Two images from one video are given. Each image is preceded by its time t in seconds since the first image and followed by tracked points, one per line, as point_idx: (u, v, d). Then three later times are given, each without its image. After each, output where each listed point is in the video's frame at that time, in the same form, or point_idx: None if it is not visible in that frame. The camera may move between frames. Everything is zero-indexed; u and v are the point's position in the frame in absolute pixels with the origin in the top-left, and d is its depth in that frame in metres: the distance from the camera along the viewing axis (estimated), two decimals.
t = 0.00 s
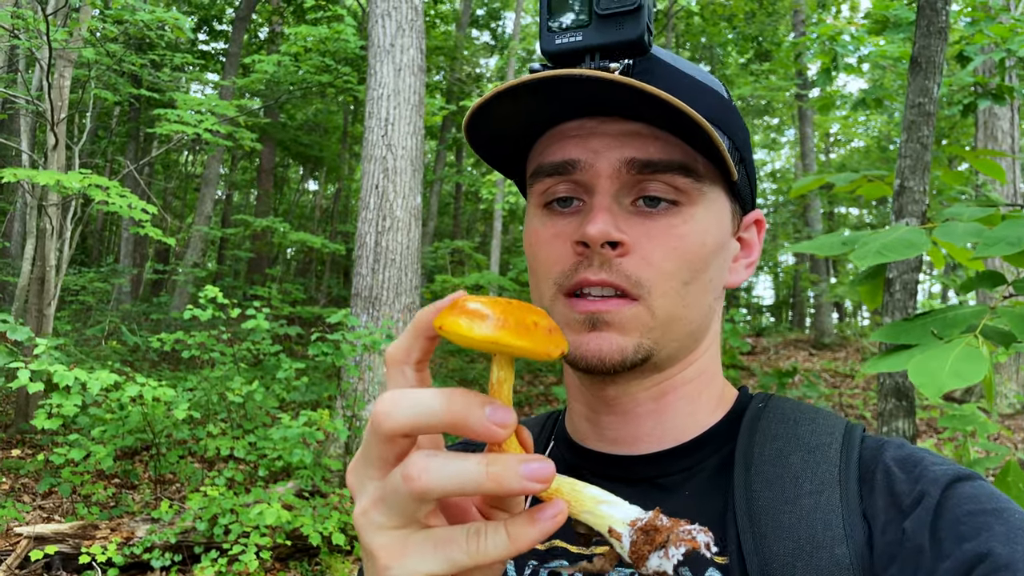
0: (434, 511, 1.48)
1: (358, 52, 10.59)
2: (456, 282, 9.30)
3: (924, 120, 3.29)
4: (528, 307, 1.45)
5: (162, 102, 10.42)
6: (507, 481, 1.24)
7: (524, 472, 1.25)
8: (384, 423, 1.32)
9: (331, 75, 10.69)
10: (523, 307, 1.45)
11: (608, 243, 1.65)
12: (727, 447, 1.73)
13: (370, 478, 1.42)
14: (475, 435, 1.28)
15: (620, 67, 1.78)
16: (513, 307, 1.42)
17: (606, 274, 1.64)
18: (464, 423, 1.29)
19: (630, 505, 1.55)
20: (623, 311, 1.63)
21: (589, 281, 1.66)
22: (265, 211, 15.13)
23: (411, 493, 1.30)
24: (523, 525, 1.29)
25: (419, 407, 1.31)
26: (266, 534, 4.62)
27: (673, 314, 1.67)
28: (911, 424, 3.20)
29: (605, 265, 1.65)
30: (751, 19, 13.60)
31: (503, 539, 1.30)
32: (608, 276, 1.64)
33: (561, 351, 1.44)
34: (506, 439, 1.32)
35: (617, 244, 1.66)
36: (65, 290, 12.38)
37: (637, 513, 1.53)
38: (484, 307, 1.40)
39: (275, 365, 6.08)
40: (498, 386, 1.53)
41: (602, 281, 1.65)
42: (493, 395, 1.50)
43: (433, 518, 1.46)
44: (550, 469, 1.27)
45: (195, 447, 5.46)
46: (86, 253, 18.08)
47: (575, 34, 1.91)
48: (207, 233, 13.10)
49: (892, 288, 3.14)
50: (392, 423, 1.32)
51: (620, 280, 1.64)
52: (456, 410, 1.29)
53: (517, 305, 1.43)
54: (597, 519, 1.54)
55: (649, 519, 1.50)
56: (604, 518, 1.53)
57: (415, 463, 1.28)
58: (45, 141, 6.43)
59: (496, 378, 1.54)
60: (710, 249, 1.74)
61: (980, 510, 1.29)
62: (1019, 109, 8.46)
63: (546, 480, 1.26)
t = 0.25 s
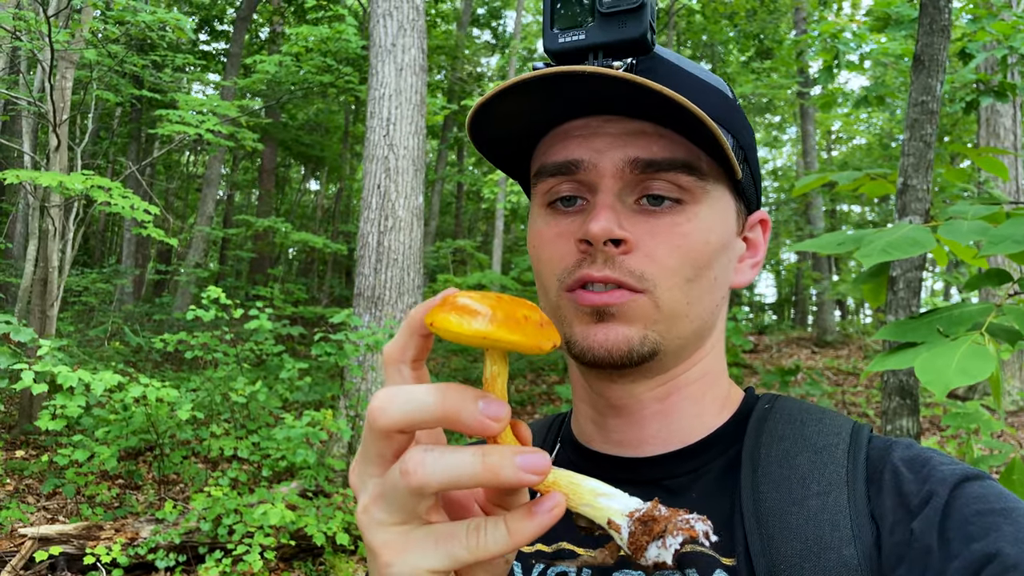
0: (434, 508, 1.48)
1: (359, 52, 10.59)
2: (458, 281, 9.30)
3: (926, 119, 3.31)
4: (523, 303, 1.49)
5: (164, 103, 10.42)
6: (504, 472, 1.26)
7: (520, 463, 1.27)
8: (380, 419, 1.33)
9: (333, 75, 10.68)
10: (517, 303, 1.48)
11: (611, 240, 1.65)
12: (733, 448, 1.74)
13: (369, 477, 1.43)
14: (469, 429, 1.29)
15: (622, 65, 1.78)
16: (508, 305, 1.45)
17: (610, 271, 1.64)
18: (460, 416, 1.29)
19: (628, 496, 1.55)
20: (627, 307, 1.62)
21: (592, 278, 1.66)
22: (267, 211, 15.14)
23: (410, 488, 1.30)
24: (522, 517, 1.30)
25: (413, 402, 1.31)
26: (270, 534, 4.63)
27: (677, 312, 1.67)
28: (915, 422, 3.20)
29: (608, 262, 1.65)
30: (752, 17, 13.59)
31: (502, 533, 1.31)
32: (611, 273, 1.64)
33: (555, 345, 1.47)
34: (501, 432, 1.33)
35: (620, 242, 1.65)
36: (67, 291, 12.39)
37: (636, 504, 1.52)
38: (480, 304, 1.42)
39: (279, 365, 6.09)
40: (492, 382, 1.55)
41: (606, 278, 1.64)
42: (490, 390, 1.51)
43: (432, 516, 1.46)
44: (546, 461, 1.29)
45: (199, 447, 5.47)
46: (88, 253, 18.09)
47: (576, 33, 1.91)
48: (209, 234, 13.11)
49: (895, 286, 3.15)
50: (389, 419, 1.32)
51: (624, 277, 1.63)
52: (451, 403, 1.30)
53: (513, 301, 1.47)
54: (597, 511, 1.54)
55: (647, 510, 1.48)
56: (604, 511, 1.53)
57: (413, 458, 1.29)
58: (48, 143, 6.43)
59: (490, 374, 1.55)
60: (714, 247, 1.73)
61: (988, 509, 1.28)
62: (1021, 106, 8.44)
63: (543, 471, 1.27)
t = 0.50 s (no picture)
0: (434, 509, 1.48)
1: (359, 51, 10.59)
2: (459, 280, 9.31)
3: (927, 117, 3.30)
4: (522, 303, 1.46)
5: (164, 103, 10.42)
6: (503, 475, 1.25)
7: (519, 466, 1.26)
8: (377, 422, 1.33)
9: (333, 74, 10.68)
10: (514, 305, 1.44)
11: (612, 244, 1.65)
12: (734, 450, 1.74)
13: (368, 479, 1.43)
14: (468, 433, 1.28)
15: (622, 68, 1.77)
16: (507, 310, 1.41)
17: (611, 276, 1.64)
18: (459, 420, 1.28)
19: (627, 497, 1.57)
20: (628, 311, 1.62)
21: (593, 282, 1.65)
22: (268, 211, 15.15)
23: (409, 491, 1.30)
24: (521, 518, 1.30)
25: (410, 406, 1.31)
26: (272, 534, 4.63)
27: (679, 315, 1.66)
28: (916, 421, 3.19)
29: (609, 266, 1.65)
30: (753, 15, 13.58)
31: (501, 534, 1.30)
32: (613, 277, 1.64)
33: (555, 348, 1.44)
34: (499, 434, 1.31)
35: (621, 245, 1.65)
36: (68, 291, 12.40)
37: (635, 506, 1.54)
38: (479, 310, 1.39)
39: (280, 365, 6.09)
40: (490, 382, 1.54)
41: (607, 282, 1.64)
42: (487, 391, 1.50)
43: (432, 517, 1.47)
44: (545, 463, 1.28)
45: (201, 447, 5.48)
46: (89, 253, 18.10)
47: (576, 35, 1.90)
48: (210, 233, 13.12)
49: (896, 284, 3.14)
50: (386, 422, 1.32)
51: (626, 281, 1.63)
52: (449, 407, 1.29)
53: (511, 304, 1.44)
54: (596, 511, 1.56)
55: (646, 514, 1.51)
56: (604, 511, 1.55)
57: (411, 461, 1.29)
58: (48, 143, 6.43)
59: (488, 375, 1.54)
60: (715, 249, 1.73)
61: (989, 511, 1.29)
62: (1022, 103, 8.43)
63: (542, 474, 1.26)
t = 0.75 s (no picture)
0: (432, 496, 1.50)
1: (359, 50, 10.59)
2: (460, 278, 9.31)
3: (925, 114, 3.29)
4: (520, 303, 1.38)
5: (165, 102, 10.42)
6: (499, 462, 1.25)
7: (516, 455, 1.26)
8: (376, 407, 1.35)
9: (333, 73, 10.68)
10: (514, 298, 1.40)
11: (609, 243, 1.66)
12: (733, 446, 1.74)
13: (370, 464, 1.45)
14: (461, 419, 1.28)
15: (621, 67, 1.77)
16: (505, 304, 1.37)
17: (609, 274, 1.65)
18: (454, 408, 1.29)
19: (623, 488, 1.53)
20: (625, 309, 1.63)
21: (592, 282, 1.66)
22: (269, 209, 15.16)
23: (406, 475, 1.32)
24: (518, 504, 1.31)
25: (407, 392, 1.32)
26: (273, 532, 4.64)
27: (677, 314, 1.67)
28: (915, 417, 3.19)
29: (608, 265, 1.66)
30: (753, 12, 13.57)
31: (497, 521, 1.31)
32: (611, 276, 1.64)
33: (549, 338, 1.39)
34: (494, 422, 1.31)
35: (619, 245, 1.66)
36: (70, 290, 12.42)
37: (629, 499, 1.51)
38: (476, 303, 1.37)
39: (281, 363, 6.10)
40: (487, 371, 1.49)
41: (605, 281, 1.65)
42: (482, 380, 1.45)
43: (431, 503, 1.48)
44: (541, 453, 1.27)
45: (202, 446, 5.49)
46: (91, 253, 18.13)
47: (574, 34, 1.90)
48: (211, 232, 13.15)
49: (894, 281, 3.15)
50: (384, 407, 1.34)
51: (624, 280, 1.64)
52: (443, 393, 1.30)
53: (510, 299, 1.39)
54: (590, 501, 1.52)
55: (636, 509, 1.48)
56: (599, 502, 1.51)
57: (408, 445, 1.30)
58: (48, 143, 6.44)
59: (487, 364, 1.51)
60: (712, 247, 1.74)
61: (985, 507, 1.29)
62: None
63: (536, 464, 1.26)
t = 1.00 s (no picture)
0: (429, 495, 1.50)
1: (359, 48, 10.58)
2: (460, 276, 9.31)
3: (924, 112, 3.28)
4: (510, 309, 1.32)
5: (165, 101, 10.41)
6: (496, 461, 1.27)
7: (512, 453, 1.27)
8: (372, 406, 1.35)
9: (333, 72, 10.67)
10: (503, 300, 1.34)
11: (609, 245, 1.65)
12: (733, 447, 1.75)
13: (365, 462, 1.45)
14: (457, 418, 1.28)
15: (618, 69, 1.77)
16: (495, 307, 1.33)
17: (608, 276, 1.64)
18: (449, 409, 1.28)
19: (618, 489, 1.52)
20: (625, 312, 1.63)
21: (592, 284, 1.66)
22: (269, 208, 15.16)
23: (403, 473, 1.32)
24: (515, 500, 1.32)
25: (402, 391, 1.32)
26: (274, 531, 4.64)
27: (677, 317, 1.67)
28: (915, 415, 3.20)
29: (607, 268, 1.65)
30: (754, 9, 13.54)
31: (495, 517, 1.32)
32: (611, 279, 1.64)
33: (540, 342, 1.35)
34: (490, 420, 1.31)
35: (619, 247, 1.65)
36: (71, 289, 12.42)
37: (619, 503, 1.50)
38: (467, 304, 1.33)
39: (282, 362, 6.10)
40: (482, 369, 1.48)
41: (605, 284, 1.64)
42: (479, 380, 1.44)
43: (428, 501, 1.49)
44: (538, 451, 1.29)
45: (203, 444, 5.50)
46: (92, 252, 18.13)
47: (571, 37, 1.90)
48: (212, 231, 13.15)
49: (894, 279, 3.14)
50: (381, 406, 1.34)
51: (624, 283, 1.63)
52: (438, 394, 1.29)
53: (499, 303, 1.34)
54: (586, 498, 1.54)
55: (624, 517, 1.48)
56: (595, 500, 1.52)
57: (405, 444, 1.31)
58: (48, 142, 6.45)
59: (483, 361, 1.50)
60: (712, 249, 1.73)
61: (985, 508, 1.31)
62: None
63: (534, 462, 1.27)
